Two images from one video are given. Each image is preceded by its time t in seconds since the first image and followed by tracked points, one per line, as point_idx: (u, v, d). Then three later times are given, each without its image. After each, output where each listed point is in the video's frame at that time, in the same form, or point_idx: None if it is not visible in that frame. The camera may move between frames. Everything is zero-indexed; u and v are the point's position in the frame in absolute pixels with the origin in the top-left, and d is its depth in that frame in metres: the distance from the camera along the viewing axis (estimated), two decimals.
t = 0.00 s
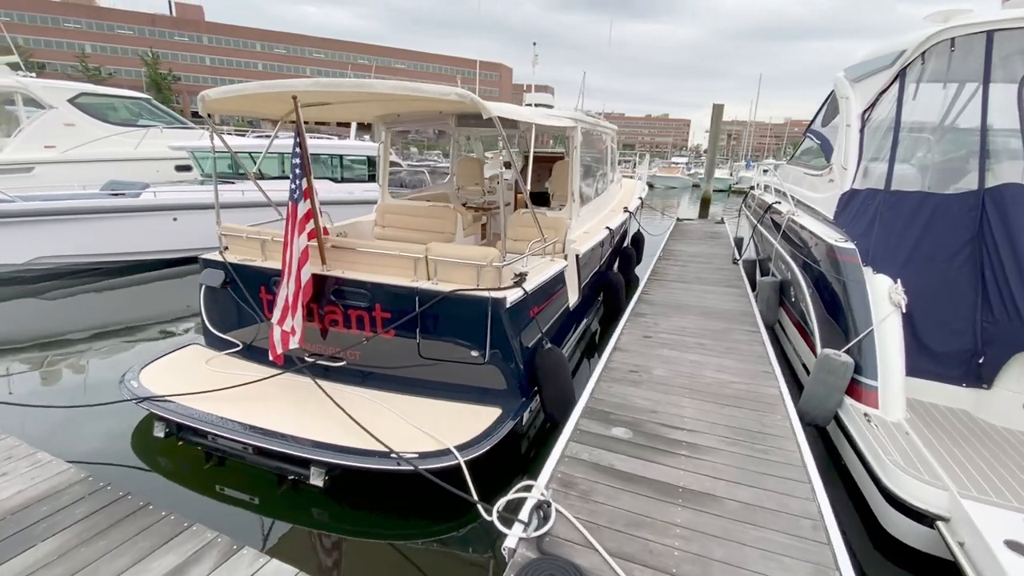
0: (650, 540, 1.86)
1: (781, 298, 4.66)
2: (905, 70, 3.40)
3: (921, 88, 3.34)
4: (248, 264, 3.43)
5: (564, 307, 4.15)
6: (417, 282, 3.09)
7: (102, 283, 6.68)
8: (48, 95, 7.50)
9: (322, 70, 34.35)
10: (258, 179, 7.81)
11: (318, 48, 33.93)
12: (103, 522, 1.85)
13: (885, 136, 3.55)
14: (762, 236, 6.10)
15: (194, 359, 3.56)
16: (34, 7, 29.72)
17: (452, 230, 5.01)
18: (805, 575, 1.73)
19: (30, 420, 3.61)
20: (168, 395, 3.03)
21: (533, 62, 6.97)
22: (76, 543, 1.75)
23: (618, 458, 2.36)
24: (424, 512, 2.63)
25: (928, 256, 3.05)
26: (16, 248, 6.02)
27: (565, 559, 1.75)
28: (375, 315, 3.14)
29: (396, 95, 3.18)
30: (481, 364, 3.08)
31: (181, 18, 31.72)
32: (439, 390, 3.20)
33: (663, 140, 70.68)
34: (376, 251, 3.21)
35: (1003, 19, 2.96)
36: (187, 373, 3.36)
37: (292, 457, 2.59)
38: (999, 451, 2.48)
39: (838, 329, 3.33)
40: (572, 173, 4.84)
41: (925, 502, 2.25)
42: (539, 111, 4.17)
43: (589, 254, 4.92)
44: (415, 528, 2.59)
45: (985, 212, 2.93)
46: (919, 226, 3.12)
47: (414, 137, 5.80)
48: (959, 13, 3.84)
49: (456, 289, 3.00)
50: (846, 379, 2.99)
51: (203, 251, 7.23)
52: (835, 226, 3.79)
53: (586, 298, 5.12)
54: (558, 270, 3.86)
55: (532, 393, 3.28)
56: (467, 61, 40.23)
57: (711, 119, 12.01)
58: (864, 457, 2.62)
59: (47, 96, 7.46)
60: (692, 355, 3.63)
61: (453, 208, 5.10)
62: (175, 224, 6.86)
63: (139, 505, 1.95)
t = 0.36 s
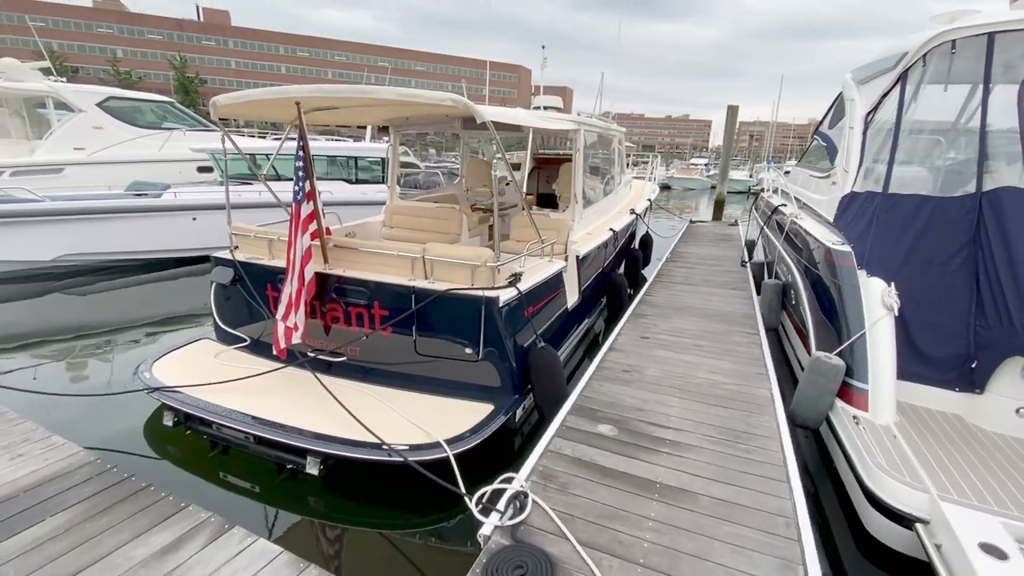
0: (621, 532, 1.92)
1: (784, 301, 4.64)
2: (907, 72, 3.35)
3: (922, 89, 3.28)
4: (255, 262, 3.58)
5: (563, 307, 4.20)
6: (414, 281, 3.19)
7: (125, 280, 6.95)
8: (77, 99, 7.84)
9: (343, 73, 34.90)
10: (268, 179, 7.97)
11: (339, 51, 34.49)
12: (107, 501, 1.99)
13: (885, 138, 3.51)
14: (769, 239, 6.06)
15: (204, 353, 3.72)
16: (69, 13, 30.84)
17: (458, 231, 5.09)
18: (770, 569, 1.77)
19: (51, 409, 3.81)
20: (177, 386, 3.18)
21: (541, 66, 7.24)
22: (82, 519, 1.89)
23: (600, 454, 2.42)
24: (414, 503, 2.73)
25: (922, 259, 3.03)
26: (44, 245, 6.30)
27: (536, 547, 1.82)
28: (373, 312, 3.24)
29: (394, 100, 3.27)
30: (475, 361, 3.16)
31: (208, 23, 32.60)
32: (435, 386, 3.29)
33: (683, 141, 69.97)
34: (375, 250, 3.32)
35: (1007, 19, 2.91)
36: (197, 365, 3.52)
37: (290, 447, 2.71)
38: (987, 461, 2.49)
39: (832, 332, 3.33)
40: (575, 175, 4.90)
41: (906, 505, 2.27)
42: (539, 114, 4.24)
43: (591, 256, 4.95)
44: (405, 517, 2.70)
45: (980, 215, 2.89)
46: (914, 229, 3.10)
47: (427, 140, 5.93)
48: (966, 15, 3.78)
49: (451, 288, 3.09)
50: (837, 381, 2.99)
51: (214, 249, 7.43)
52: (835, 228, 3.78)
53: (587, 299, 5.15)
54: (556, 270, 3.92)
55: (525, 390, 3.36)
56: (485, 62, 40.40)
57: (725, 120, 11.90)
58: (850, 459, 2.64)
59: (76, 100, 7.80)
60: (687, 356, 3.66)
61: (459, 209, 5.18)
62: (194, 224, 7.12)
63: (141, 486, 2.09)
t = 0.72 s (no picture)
0: (590, 508, 2.04)
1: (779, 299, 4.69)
2: (896, 73, 3.38)
3: (911, 90, 3.30)
4: (262, 256, 3.77)
5: (558, 302, 4.31)
6: (410, 274, 3.33)
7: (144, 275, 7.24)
8: (102, 101, 8.20)
9: (360, 75, 35.41)
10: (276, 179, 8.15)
11: (357, 54, 35.00)
12: (117, 470, 2.18)
13: (876, 138, 3.54)
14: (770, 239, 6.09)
15: (214, 342, 3.92)
16: (99, 19, 31.85)
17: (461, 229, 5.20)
18: (728, 544, 1.86)
19: (72, 394, 4.03)
20: (187, 371, 3.37)
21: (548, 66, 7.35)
22: (93, 485, 2.07)
23: (579, 439, 2.53)
24: (404, 484, 2.87)
25: (906, 257, 3.07)
26: (69, 241, 6.61)
27: (508, 519, 1.94)
28: (371, 304, 3.40)
29: (391, 102, 3.44)
30: (468, 351, 3.29)
31: (230, 28, 33.39)
32: (429, 375, 3.43)
33: (699, 143, 69.27)
34: (373, 245, 3.48)
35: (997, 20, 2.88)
36: (207, 353, 3.71)
37: (289, 429, 2.88)
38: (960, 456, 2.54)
39: (818, 327, 3.39)
40: (574, 175, 4.99)
41: (873, 492, 2.36)
42: (537, 115, 4.37)
43: (589, 253, 5.05)
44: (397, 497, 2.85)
45: (963, 214, 2.92)
46: (899, 227, 3.13)
47: (440, 139, 6.10)
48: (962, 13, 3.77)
49: (445, 281, 3.23)
50: (819, 375, 3.05)
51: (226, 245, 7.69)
52: (826, 227, 3.84)
53: (585, 296, 5.26)
54: (551, 267, 4.04)
55: (516, 381, 3.48)
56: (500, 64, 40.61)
57: (736, 121, 11.88)
58: (827, 450, 2.72)
59: (101, 103, 8.17)
60: (676, 351, 3.75)
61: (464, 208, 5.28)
62: (210, 222, 7.41)
63: (148, 458, 2.26)
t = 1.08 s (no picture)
0: (559, 504, 2.12)
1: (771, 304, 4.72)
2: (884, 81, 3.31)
3: (898, 97, 3.26)
4: (262, 259, 3.91)
5: (550, 305, 4.38)
6: (402, 277, 3.44)
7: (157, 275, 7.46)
8: (121, 107, 8.40)
9: (373, 78, 35.81)
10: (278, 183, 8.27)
11: (370, 57, 35.40)
12: (115, 459, 2.31)
13: (865, 141, 3.54)
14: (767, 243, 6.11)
15: (216, 341, 4.07)
16: (120, 23, 32.58)
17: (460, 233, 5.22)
18: (687, 541, 1.93)
19: (83, 389, 4.21)
20: (189, 368, 3.52)
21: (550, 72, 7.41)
22: (92, 473, 2.21)
23: (556, 438, 2.62)
24: (390, 479, 3.01)
25: (887, 263, 3.07)
26: (85, 242, 6.84)
27: (478, 513, 2.03)
28: (364, 306, 3.52)
29: (383, 110, 3.58)
30: (457, 352, 3.39)
31: (247, 32, 33.98)
32: (419, 375, 3.53)
33: (712, 145, 68.76)
34: (368, 249, 3.60)
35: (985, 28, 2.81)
36: (209, 351, 3.87)
37: (281, 425, 3.01)
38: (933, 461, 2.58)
39: (802, 332, 3.43)
40: (570, 180, 5.04)
41: (843, 496, 2.41)
42: (529, 122, 4.49)
43: (584, 257, 5.12)
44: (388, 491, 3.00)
45: (945, 221, 2.90)
46: (881, 233, 3.12)
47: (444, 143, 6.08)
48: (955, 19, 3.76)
49: (434, 284, 3.34)
50: (800, 380, 3.10)
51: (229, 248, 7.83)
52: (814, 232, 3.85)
53: (580, 299, 5.33)
54: (542, 271, 4.13)
55: (504, 381, 3.58)
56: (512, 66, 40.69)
57: (742, 124, 11.86)
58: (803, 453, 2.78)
59: (120, 108, 8.36)
60: (663, 354, 3.82)
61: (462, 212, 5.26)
62: (220, 223, 7.62)
63: (145, 449, 2.40)
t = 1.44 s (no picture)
0: (522, 500, 2.16)
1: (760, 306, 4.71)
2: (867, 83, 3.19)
3: (881, 101, 3.15)
4: (253, 258, 4.00)
5: (538, 306, 4.40)
6: (385, 276, 3.51)
7: (161, 275, 7.63)
8: (130, 111, 8.57)
9: (382, 81, 36.10)
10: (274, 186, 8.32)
11: (380, 61, 35.71)
12: (97, 449, 2.45)
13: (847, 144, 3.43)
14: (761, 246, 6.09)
15: (209, 339, 4.17)
16: (137, 27, 33.18)
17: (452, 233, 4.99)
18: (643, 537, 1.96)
19: (83, 385, 4.35)
20: (179, 364, 3.60)
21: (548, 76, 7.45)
22: (74, 462, 2.34)
23: (528, 435, 2.65)
24: (369, 474, 3.12)
25: (866, 265, 3.06)
26: (93, 243, 7.03)
27: (439, 507, 2.08)
28: (349, 305, 3.60)
29: (366, 114, 3.66)
30: (439, 350, 3.44)
31: (260, 36, 34.46)
32: (403, 373, 3.59)
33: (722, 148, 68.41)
34: (353, 249, 3.67)
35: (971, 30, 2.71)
36: (201, 349, 3.97)
37: (263, 420, 3.09)
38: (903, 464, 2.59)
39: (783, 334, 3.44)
40: (561, 183, 5.07)
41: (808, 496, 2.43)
42: (515, 125, 4.56)
43: (575, 259, 5.15)
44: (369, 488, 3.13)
45: (924, 224, 2.88)
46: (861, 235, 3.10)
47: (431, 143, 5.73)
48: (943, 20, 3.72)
49: (416, 283, 3.40)
50: (776, 381, 3.11)
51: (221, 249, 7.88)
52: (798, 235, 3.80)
53: (571, 300, 5.35)
54: (528, 272, 4.16)
55: (485, 380, 3.63)
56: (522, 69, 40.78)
57: (746, 126, 11.80)
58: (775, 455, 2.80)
59: (129, 112, 8.52)
60: (646, 355, 3.85)
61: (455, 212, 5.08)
62: (223, 224, 7.76)
63: (125, 441, 2.53)
